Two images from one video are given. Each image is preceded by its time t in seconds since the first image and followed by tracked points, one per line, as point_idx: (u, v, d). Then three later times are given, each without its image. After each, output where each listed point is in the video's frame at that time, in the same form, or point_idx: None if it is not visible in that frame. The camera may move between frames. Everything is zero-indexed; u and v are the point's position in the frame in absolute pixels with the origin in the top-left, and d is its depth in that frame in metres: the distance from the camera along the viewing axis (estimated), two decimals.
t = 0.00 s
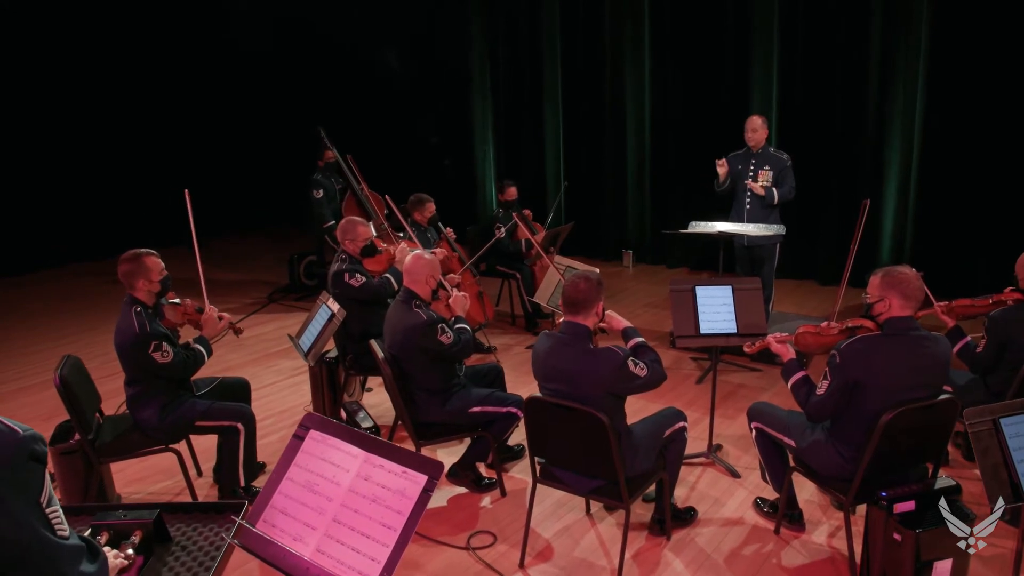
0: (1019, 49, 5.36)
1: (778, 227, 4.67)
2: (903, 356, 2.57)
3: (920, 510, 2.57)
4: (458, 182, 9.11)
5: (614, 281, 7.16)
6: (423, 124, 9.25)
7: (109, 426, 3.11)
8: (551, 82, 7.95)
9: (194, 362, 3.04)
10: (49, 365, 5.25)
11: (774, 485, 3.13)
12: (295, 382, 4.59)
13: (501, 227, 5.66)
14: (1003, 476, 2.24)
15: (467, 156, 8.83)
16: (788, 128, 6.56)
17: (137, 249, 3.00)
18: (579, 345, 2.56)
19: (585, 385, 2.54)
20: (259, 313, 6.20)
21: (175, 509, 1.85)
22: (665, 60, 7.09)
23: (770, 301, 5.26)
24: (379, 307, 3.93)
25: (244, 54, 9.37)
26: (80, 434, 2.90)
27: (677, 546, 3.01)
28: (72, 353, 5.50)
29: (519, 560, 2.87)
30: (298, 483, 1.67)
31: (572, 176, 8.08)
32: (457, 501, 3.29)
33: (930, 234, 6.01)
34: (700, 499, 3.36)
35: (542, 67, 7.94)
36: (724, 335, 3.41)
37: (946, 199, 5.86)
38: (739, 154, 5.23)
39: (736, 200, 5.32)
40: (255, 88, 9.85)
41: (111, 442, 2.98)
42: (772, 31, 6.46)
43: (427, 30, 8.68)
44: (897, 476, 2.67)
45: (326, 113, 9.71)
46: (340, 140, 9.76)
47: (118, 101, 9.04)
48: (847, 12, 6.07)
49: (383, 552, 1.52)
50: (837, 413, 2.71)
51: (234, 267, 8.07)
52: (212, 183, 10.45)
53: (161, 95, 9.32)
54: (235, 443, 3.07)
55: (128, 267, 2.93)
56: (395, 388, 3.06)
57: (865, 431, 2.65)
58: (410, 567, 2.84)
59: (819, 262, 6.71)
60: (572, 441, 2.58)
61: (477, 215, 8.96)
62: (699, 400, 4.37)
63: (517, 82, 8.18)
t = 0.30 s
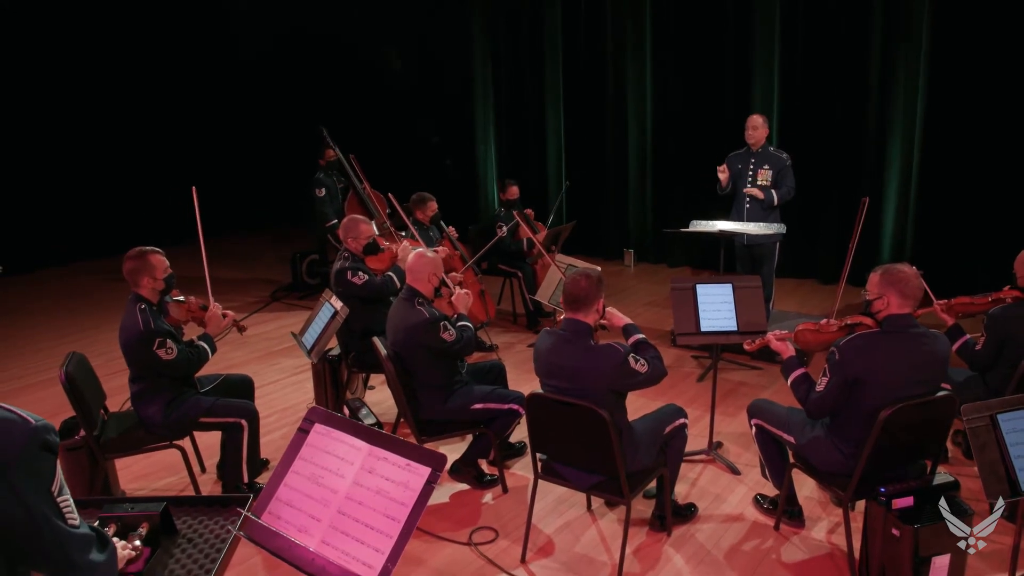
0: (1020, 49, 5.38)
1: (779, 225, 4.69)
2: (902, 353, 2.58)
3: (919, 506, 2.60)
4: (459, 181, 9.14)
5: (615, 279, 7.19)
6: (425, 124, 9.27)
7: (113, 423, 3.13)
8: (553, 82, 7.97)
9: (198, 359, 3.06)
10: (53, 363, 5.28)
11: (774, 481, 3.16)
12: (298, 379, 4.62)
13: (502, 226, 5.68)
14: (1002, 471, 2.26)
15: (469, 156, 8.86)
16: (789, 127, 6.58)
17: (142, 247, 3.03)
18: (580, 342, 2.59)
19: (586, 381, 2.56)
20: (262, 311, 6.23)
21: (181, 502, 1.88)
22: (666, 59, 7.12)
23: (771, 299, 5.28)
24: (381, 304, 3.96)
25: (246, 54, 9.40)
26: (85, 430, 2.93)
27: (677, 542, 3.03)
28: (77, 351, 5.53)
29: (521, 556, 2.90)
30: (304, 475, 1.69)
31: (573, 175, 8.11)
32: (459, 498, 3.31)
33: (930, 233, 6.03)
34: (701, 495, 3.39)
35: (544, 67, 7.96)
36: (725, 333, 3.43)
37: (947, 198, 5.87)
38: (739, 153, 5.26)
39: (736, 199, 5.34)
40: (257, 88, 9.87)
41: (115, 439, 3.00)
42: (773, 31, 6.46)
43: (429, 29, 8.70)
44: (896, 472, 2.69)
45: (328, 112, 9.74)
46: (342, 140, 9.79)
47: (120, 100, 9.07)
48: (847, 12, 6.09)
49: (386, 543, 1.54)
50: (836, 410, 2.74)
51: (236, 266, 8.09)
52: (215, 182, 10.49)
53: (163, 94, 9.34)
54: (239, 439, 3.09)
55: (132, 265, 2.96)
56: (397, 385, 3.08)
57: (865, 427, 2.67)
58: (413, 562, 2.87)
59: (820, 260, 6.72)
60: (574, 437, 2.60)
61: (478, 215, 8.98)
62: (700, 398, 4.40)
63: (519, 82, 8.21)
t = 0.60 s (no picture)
0: (1019, 49, 5.41)
1: (776, 224, 4.72)
2: (898, 348, 2.61)
3: (914, 499, 2.64)
4: (460, 181, 9.17)
5: (615, 278, 7.22)
6: (425, 124, 9.30)
7: (117, 419, 3.16)
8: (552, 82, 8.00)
9: (202, 354, 3.08)
10: (56, 361, 5.30)
11: (771, 476, 3.19)
12: (299, 377, 4.65)
13: (502, 225, 5.71)
14: (995, 465, 2.29)
15: (469, 155, 8.89)
16: (787, 126, 6.61)
17: (145, 244, 3.05)
18: (579, 337, 2.61)
19: (586, 376, 2.59)
20: (263, 310, 6.26)
21: (186, 495, 1.91)
22: (665, 58, 7.15)
23: (769, 297, 5.31)
24: (382, 301, 3.99)
25: (246, 54, 9.43)
26: (88, 425, 2.95)
27: (675, 536, 3.06)
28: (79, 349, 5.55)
29: (520, 550, 2.92)
30: (307, 466, 1.72)
31: (573, 174, 8.14)
32: (459, 493, 3.34)
33: (928, 232, 6.06)
34: (699, 490, 3.42)
35: (544, 67, 7.99)
36: (722, 330, 3.46)
37: (944, 196, 5.91)
38: (737, 152, 5.30)
39: (733, 197, 5.38)
40: (258, 88, 9.90)
41: (118, 434, 3.03)
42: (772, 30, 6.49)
43: (429, 29, 8.74)
44: (891, 466, 2.73)
45: (328, 112, 9.77)
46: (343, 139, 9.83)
47: (121, 100, 9.10)
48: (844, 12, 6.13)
49: (389, 531, 1.57)
50: (832, 405, 2.77)
51: (236, 265, 8.12)
52: (215, 182, 10.52)
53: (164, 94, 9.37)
54: (241, 435, 3.12)
55: (135, 261, 2.98)
56: (399, 381, 3.11)
57: (860, 422, 2.71)
58: (413, 556, 2.89)
59: (818, 258, 6.75)
60: (574, 432, 2.63)
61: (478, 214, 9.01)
62: (698, 395, 4.43)
63: (518, 81, 8.24)
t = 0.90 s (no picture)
0: (1014, 48, 5.44)
1: (772, 222, 4.76)
2: (891, 342, 2.65)
3: (908, 492, 2.68)
4: (458, 181, 9.20)
5: (612, 276, 7.26)
6: (423, 123, 9.33)
7: (119, 414, 3.18)
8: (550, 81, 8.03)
9: (206, 346, 3.10)
10: (57, 358, 5.33)
11: (767, 470, 3.22)
12: (299, 374, 4.68)
13: (500, 223, 5.74)
14: (986, 457, 2.32)
15: (468, 154, 8.92)
16: (784, 125, 6.65)
17: (147, 241, 3.08)
18: (576, 332, 2.65)
19: (583, 370, 2.62)
20: (262, 308, 6.28)
21: (190, 485, 1.94)
22: (662, 57, 7.19)
23: (765, 294, 5.35)
24: (382, 298, 4.02)
25: (245, 53, 9.45)
26: (90, 421, 2.97)
27: (672, 529, 3.10)
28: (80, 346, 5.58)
29: (519, 543, 2.96)
30: (309, 456, 1.75)
31: (571, 173, 8.17)
32: (458, 488, 3.37)
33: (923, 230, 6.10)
34: (695, 485, 3.45)
35: (542, 66, 8.02)
36: (719, 326, 3.49)
37: (940, 195, 5.94)
38: (732, 150, 5.34)
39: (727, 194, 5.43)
40: (257, 87, 9.92)
41: (121, 429, 3.05)
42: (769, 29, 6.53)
43: (427, 29, 8.76)
44: (885, 459, 2.77)
45: (326, 111, 9.80)
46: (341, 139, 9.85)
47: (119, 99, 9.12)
48: (840, 11, 6.16)
49: (390, 519, 1.60)
50: (827, 399, 2.80)
51: (236, 264, 8.15)
52: (214, 181, 10.54)
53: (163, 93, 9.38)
54: (242, 430, 3.15)
55: (138, 258, 3.01)
56: (398, 376, 3.14)
57: (854, 416, 2.74)
58: (412, 549, 2.92)
59: (814, 256, 6.79)
60: (571, 425, 2.66)
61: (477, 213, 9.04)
62: (695, 391, 4.47)
63: (517, 80, 8.27)
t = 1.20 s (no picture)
0: (992, 50, 5.55)
1: (766, 219, 4.80)
2: (881, 334, 2.69)
3: (897, 483, 2.74)
4: (454, 179, 9.23)
5: (607, 274, 7.30)
6: (419, 122, 9.36)
7: (118, 410, 3.20)
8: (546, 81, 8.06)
9: (206, 339, 3.14)
10: (54, 356, 5.34)
11: (760, 463, 3.26)
12: (296, 370, 4.70)
13: (495, 222, 5.77)
14: (973, 448, 2.36)
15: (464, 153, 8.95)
16: (777, 123, 6.69)
17: (146, 237, 3.10)
18: (569, 325, 2.68)
19: (577, 363, 2.65)
20: (259, 306, 6.30)
21: (192, 475, 1.98)
22: (657, 56, 7.24)
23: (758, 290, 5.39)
24: (378, 295, 4.05)
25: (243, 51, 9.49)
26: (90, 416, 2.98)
27: (666, 522, 3.13)
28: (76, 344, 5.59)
29: (514, 535, 2.99)
30: (309, 444, 1.78)
31: (566, 171, 8.21)
32: (454, 482, 3.41)
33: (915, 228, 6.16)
34: (689, 478, 3.49)
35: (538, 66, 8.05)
36: (712, 321, 3.52)
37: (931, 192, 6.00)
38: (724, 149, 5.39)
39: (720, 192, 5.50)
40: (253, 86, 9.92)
41: (121, 424, 3.08)
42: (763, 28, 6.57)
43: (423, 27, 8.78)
44: (875, 451, 2.82)
45: (323, 110, 9.82)
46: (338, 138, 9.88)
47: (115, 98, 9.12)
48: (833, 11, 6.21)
49: (389, 504, 1.64)
50: (818, 391, 2.85)
51: (233, 262, 8.16)
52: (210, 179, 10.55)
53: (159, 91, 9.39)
54: (240, 425, 3.18)
55: (136, 254, 3.02)
56: (395, 371, 3.17)
57: (845, 408, 2.78)
58: (410, 542, 2.96)
59: (807, 254, 6.85)
60: (566, 418, 2.69)
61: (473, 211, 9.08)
62: (689, 386, 4.51)
63: (512, 78, 8.30)
